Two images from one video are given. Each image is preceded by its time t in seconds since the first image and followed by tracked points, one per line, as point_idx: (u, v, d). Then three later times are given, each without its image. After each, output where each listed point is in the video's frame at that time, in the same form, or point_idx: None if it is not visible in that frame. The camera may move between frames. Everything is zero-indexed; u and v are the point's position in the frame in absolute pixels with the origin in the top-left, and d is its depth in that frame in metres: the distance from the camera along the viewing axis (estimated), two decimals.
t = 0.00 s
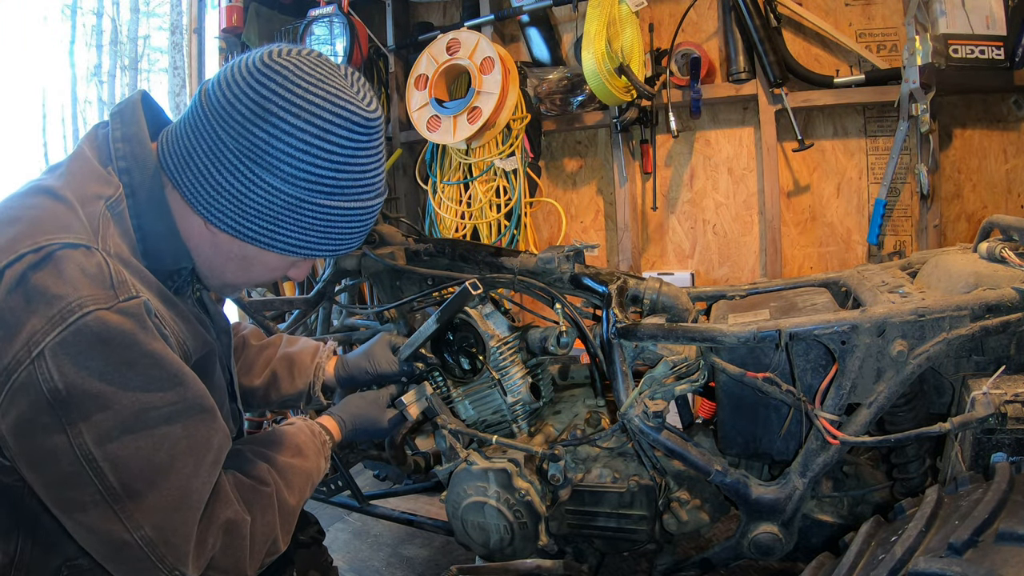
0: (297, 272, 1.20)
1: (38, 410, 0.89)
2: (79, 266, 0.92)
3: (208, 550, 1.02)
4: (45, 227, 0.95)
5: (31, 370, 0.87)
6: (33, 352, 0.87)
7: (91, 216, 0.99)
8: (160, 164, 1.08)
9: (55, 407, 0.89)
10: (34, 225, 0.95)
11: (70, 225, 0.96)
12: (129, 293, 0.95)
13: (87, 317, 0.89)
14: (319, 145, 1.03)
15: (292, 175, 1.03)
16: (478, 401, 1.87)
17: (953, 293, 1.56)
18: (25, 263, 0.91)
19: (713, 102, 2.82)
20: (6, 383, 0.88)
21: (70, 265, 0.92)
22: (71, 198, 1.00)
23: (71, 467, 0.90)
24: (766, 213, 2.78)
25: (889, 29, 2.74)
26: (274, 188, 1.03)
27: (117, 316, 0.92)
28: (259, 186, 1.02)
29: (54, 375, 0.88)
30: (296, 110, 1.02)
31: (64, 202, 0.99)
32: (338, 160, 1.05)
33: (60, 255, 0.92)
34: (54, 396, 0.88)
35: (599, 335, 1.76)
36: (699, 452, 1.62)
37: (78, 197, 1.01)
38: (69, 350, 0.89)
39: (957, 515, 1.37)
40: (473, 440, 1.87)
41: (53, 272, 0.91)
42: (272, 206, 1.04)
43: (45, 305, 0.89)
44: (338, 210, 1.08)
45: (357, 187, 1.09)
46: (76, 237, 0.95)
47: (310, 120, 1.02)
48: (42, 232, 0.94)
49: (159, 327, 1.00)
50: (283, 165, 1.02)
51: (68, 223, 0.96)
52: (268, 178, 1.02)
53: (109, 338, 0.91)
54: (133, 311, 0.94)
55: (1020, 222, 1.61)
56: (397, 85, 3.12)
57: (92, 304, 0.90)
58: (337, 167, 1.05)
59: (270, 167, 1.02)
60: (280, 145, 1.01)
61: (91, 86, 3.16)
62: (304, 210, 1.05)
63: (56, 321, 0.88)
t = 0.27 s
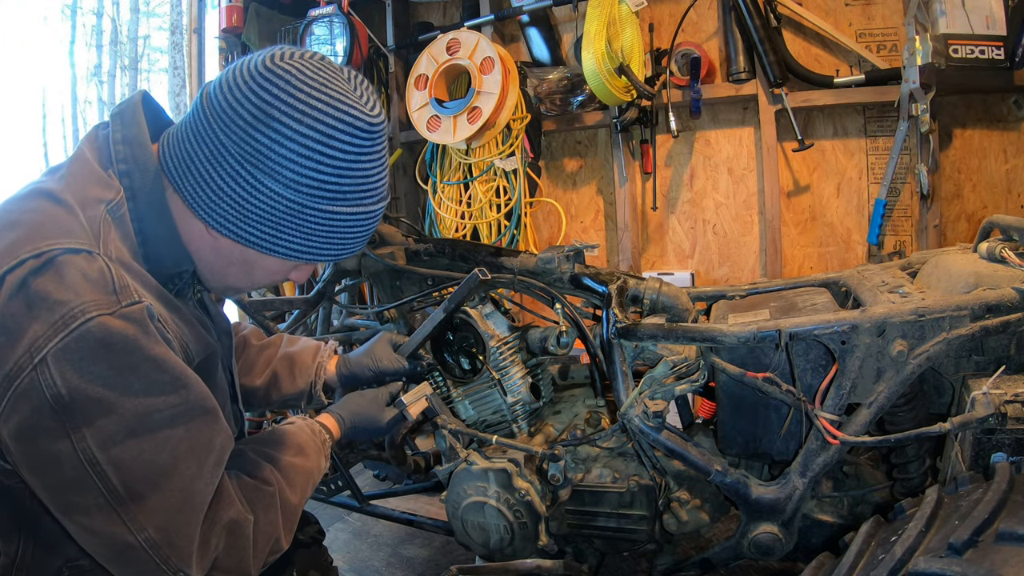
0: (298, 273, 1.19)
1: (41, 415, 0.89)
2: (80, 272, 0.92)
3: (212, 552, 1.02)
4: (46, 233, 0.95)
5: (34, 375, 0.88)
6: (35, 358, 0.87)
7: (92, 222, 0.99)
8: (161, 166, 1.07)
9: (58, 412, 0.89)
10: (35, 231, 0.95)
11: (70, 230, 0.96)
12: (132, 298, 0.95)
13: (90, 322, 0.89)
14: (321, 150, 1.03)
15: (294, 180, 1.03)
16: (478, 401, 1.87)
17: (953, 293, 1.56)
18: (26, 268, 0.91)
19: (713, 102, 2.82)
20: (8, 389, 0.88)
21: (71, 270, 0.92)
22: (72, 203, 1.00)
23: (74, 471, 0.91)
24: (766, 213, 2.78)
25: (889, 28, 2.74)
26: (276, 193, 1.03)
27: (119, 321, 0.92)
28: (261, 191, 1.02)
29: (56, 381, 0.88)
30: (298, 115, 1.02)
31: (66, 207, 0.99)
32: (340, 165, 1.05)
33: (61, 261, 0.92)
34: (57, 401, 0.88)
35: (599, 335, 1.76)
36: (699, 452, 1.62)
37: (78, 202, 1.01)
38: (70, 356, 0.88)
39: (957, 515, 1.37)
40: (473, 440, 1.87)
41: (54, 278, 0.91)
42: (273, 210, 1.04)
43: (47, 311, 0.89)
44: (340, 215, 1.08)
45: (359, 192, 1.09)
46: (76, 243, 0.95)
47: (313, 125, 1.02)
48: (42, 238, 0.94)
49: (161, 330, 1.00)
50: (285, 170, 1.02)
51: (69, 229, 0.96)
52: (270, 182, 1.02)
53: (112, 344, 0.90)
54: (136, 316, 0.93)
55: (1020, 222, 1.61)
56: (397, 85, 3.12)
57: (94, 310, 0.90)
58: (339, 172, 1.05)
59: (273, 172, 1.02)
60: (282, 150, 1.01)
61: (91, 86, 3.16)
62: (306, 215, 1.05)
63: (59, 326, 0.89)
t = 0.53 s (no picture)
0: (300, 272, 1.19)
1: (43, 416, 0.89)
2: (81, 273, 0.92)
3: (214, 552, 1.03)
4: (46, 235, 0.95)
5: (35, 377, 0.88)
6: (36, 360, 0.87)
7: (92, 223, 0.99)
8: (161, 166, 1.07)
9: (60, 413, 0.89)
10: (34, 232, 0.95)
11: (70, 232, 0.96)
12: (133, 299, 0.95)
13: (91, 324, 0.89)
14: (323, 153, 1.03)
15: (295, 182, 1.03)
16: (478, 400, 1.87)
17: (953, 293, 1.56)
18: (26, 270, 0.90)
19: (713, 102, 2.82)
20: (9, 391, 0.88)
21: (72, 271, 0.92)
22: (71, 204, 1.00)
23: (76, 472, 0.91)
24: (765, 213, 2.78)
25: (889, 29, 2.74)
26: (277, 195, 1.03)
27: (120, 323, 0.92)
28: (262, 193, 1.03)
29: (58, 383, 0.88)
30: (301, 117, 1.01)
31: (66, 209, 0.99)
32: (342, 168, 1.05)
33: (61, 262, 0.92)
34: (59, 403, 0.88)
35: (599, 335, 1.76)
36: (699, 452, 1.62)
37: (78, 203, 1.01)
38: (72, 356, 0.88)
39: (957, 515, 1.37)
40: (473, 440, 1.87)
41: (54, 280, 0.91)
42: (275, 213, 1.04)
43: (48, 313, 0.89)
44: (341, 217, 1.08)
45: (361, 194, 1.09)
46: (76, 244, 0.95)
47: (315, 128, 1.02)
48: (42, 240, 0.94)
49: (163, 330, 1.00)
50: (287, 172, 1.02)
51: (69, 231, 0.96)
52: (272, 185, 1.02)
53: (114, 345, 0.90)
54: (137, 317, 0.93)
55: (1020, 221, 1.61)
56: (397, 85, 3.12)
57: (95, 312, 0.90)
58: (341, 174, 1.05)
59: (274, 174, 1.02)
60: (284, 152, 1.01)
61: (91, 86, 3.16)
62: (308, 217, 1.05)
63: (60, 328, 0.88)
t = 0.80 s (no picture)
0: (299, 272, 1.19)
1: (42, 418, 0.89)
2: (79, 275, 0.92)
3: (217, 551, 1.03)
4: (43, 237, 0.95)
5: (35, 380, 0.88)
6: (35, 363, 0.87)
7: (90, 225, 0.99)
8: (160, 167, 1.07)
9: (60, 415, 0.89)
10: (32, 235, 0.95)
11: (67, 234, 0.96)
12: (132, 301, 0.95)
13: (90, 326, 0.89)
14: (322, 156, 1.03)
15: (294, 185, 1.03)
16: (478, 400, 1.87)
17: (953, 293, 1.56)
18: (24, 273, 0.90)
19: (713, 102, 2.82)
20: (9, 394, 0.88)
21: (71, 274, 0.92)
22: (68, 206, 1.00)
23: (77, 473, 0.91)
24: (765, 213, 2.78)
25: (889, 29, 2.74)
26: (276, 198, 1.03)
27: (119, 325, 0.92)
28: (261, 196, 1.02)
29: (58, 385, 0.88)
30: (299, 120, 1.01)
31: (65, 211, 0.99)
32: (340, 171, 1.05)
33: (58, 265, 0.92)
34: (59, 405, 0.88)
35: (599, 335, 1.76)
36: (699, 452, 1.62)
37: (76, 205, 1.01)
38: (72, 358, 0.88)
39: (957, 515, 1.37)
40: (473, 440, 1.87)
41: (52, 282, 0.91)
42: (273, 216, 1.04)
43: (47, 315, 0.89)
44: (340, 220, 1.08)
45: (360, 197, 1.09)
46: (74, 246, 0.94)
47: (313, 131, 1.02)
48: (40, 242, 0.94)
49: (162, 331, 1.00)
50: (285, 175, 1.02)
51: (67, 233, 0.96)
52: (270, 188, 1.02)
53: (113, 346, 0.90)
54: (136, 319, 0.93)
55: (1020, 221, 1.61)
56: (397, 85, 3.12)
57: (94, 314, 0.90)
58: (340, 177, 1.05)
59: (273, 177, 1.02)
60: (283, 156, 1.01)
61: (91, 86, 3.16)
62: (306, 220, 1.05)
63: (59, 330, 0.88)
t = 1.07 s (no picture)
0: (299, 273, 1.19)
1: (40, 422, 0.89)
2: (79, 276, 0.92)
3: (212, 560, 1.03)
4: (44, 237, 0.95)
5: (32, 383, 0.88)
6: (34, 365, 0.87)
7: (90, 226, 0.99)
8: (161, 168, 1.07)
9: (57, 420, 0.89)
10: (33, 236, 0.95)
11: (68, 235, 0.96)
12: (131, 304, 0.95)
13: (88, 330, 0.89)
14: (326, 160, 1.03)
15: (297, 189, 1.03)
16: (478, 400, 1.87)
17: (953, 293, 1.56)
18: (24, 275, 0.91)
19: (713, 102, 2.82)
20: (7, 397, 0.88)
21: (71, 276, 0.92)
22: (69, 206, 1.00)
23: (74, 479, 0.91)
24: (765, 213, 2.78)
25: (889, 29, 2.74)
26: (279, 202, 1.03)
27: (118, 329, 0.91)
28: (264, 199, 1.03)
29: (55, 389, 0.88)
30: (303, 124, 1.01)
31: (65, 211, 0.99)
32: (344, 174, 1.05)
33: (58, 266, 0.92)
34: (56, 409, 0.88)
35: (599, 335, 1.77)
36: (699, 452, 1.62)
37: (77, 206, 1.01)
38: (71, 364, 0.88)
39: (957, 514, 1.37)
40: (473, 440, 1.87)
41: (52, 283, 0.91)
42: (276, 219, 1.04)
43: (46, 318, 0.89)
44: (343, 223, 1.08)
45: (363, 200, 1.09)
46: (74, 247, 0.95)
47: (318, 135, 1.02)
48: (41, 243, 0.94)
49: (161, 336, 1.00)
50: (289, 179, 1.02)
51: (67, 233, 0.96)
52: (274, 191, 1.02)
53: (111, 351, 0.90)
54: (135, 323, 0.94)
55: (1020, 222, 1.61)
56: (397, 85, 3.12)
57: (92, 317, 0.90)
58: (344, 180, 1.05)
59: (276, 181, 1.02)
60: (287, 159, 1.01)
61: (91, 86, 3.16)
62: (310, 223, 1.05)
63: (57, 333, 0.88)
